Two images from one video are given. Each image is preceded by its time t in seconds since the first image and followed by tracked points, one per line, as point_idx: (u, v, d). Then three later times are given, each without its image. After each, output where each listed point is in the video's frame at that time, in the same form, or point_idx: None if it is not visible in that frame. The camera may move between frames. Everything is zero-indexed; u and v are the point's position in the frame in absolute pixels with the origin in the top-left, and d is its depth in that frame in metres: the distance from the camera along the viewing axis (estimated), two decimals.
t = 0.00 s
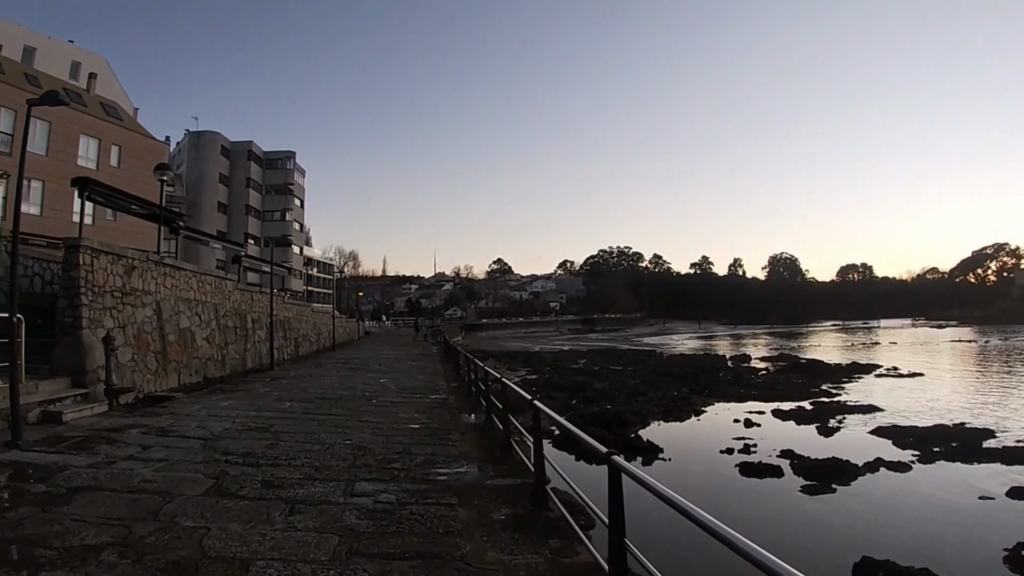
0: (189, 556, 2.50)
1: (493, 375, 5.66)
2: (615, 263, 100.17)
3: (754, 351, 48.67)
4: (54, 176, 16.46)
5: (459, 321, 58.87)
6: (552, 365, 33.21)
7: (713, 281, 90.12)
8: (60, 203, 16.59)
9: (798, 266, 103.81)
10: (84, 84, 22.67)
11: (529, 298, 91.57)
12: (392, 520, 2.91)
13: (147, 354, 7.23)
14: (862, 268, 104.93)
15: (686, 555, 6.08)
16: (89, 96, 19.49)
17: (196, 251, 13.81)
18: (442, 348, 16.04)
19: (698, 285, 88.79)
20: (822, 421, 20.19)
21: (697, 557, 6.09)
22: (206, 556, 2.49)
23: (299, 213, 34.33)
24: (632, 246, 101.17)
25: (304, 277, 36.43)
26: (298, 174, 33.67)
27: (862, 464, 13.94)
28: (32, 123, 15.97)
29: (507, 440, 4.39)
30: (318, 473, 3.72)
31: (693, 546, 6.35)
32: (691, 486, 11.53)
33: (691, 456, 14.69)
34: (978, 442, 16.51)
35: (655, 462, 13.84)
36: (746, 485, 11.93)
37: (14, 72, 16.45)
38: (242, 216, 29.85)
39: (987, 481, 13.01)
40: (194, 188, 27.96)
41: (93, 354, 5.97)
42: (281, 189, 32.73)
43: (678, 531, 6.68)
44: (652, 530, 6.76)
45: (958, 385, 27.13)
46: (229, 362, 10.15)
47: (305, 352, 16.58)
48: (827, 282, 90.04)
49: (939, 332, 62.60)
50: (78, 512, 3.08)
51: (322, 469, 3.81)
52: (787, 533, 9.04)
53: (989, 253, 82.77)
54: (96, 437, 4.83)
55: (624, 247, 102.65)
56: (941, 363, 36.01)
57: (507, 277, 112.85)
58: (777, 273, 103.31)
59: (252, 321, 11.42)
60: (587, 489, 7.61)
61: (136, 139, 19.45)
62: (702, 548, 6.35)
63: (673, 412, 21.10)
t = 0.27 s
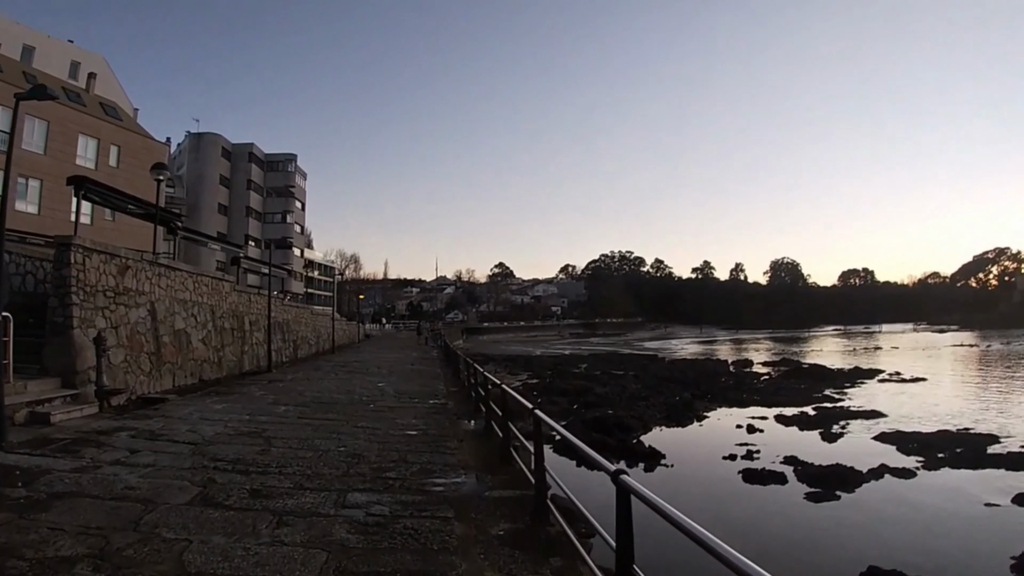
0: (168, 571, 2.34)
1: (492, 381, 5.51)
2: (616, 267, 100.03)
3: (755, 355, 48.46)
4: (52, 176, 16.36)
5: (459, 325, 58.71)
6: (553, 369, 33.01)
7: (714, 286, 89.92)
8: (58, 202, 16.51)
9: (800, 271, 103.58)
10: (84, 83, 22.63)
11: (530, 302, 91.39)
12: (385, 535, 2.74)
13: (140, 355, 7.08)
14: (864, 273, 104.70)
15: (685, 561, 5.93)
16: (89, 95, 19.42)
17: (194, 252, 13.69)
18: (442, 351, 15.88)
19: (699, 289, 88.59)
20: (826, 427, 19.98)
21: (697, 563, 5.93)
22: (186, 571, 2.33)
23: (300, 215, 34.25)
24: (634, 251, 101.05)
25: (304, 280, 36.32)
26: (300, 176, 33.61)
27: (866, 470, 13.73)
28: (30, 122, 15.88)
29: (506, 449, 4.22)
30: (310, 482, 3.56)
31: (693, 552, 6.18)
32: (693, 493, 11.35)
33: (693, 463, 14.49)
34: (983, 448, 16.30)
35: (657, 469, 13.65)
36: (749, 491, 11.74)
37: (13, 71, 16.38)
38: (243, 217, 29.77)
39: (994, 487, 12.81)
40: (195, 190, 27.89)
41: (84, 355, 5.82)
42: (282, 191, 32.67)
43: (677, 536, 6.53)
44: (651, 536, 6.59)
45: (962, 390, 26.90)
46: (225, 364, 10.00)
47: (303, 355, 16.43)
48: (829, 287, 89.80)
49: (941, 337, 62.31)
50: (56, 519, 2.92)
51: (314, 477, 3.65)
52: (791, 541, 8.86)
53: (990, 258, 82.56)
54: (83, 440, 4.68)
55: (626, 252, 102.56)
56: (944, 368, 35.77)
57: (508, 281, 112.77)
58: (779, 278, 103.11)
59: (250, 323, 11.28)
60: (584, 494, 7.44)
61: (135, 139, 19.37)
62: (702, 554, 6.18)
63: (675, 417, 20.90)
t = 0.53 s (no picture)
0: None
1: (497, 382, 5.36)
2: (621, 267, 99.71)
3: (761, 356, 48.13)
4: (55, 173, 16.34)
5: (464, 325, 58.60)
6: (557, 369, 32.84)
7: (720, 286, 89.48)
8: (61, 199, 16.49)
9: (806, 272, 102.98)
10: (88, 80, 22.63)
11: (535, 302, 91.19)
12: (384, 546, 2.61)
13: (140, 354, 6.98)
14: (871, 275, 103.97)
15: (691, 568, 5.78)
16: (93, 93, 19.42)
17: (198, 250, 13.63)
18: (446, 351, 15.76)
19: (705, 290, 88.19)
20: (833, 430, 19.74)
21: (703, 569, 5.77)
22: None
23: (305, 213, 34.22)
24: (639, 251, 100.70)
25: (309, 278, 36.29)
26: (305, 174, 33.57)
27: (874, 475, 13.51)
28: (33, 119, 15.87)
29: (512, 454, 4.08)
30: (308, 488, 3.42)
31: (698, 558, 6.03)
32: (698, 495, 11.18)
33: (699, 465, 14.31)
34: (993, 452, 16.04)
35: (662, 471, 13.48)
36: (755, 495, 11.55)
37: (17, 68, 16.38)
38: (248, 215, 29.75)
39: (1004, 493, 12.57)
40: (200, 188, 27.88)
41: (81, 354, 5.72)
42: (287, 189, 32.64)
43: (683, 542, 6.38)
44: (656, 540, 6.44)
45: (971, 393, 26.56)
46: (227, 363, 9.90)
47: (307, 354, 16.35)
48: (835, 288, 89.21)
49: (949, 339, 61.74)
50: (42, 526, 2.80)
51: (312, 482, 3.52)
52: (798, 546, 8.69)
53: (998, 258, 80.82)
54: (77, 441, 4.56)
55: (631, 252, 102.23)
56: (952, 370, 35.38)
57: (513, 281, 112.62)
58: (784, 279, 102.51)
59: (253, 321, 11.17)
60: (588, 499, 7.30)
61: (139, 136, 19.36)
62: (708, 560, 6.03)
63: (680, 419, 20.70)
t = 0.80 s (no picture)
0: None
1: (504, 377, 5.20)
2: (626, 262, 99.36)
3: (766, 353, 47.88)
4: (58, 166, 16.26)
5: (468, 319, 58.52)
6: (561, 364, 32.71)
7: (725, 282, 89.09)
8: (65, 193, 16.42)
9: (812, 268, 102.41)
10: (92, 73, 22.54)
11: (539, 297, 91.03)
12: (388, 551, 2.47)
13: (140, 348, 6.87)
14: (877, 272, 103.39)
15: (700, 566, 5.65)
16: (97, 86, 19.32)
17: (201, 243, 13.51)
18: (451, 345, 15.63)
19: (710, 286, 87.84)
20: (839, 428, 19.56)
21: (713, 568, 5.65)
22: None
23: (310, 207, 34.10)
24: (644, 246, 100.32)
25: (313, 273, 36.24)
26: (310, 168, 33.44)
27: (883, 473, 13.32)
28: (37, 113, 15.78)
29: (521, 451, 3.93)
30: (308, 487, 3.29)
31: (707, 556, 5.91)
32: (703, 493, 11.05)
33: (705, 462, 14.16)
34: (1003, 452, 15.83)
35: (667, 468, 13.34)
36: (762, 493, 11.39)
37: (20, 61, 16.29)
38: (253, 209, 29.66)
39: (1014, 494, 12.40)
40: (204, 181, 27.80)
41: (79, 349, 5.60)
42: (292, 183, 32.52)
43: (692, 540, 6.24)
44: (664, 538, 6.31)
45: (979, 392, 26.30)
46: (229, 358, 9.78)
47: (310, 348, 16.25)
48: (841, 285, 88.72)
49: (955, 337, 61.33)
50: (31, 527, 2.68)
51: (313, 482, 3.38)
52: (806, 544, 8.55)
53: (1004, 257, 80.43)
54: (73, 438, 4.45)
55: (636, 247, 101.85)
56: (959, 369, 35.08)
57: (518, 276, 112.45)
58: (790, 275, 102.00)
59: (256, 315, 11.06)
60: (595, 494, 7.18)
61: (143, 129, 19.28)
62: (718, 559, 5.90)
63: (685, 415, 20.55)
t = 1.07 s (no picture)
0: None
1: (507, 370, 5.05)
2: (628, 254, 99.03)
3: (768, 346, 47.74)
4: (57, 159, 16.11)
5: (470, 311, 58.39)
6: (564, 357, 32.59)
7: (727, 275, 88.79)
8: (64, 185, 16.28)
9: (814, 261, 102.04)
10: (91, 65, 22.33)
11: (541, 289, 90.89)
12: (389, 555, 2.35)
13: (137, 341, 6.75)
14: (880, 264, 103.00)
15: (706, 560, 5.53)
16: (96, 78, 19.12)
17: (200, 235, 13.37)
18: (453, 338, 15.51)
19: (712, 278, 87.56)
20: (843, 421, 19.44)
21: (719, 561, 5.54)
22: None
23: (311, 199, 33.91)
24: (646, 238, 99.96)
25: (314, 265, 36.09)
26: (311, 160, 33.22)
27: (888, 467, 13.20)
28: (35, 105, 15.61)
29: (525, 447, 3.79)
30: (306, 485, 3.16)
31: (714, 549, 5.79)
32: (708, 487, 10.94)
33: (710, 455, 14.05)
34: (1009, 447, 15.70)
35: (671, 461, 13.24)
36: (768, 486, 11.29)
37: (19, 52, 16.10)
38: (253, 201, 29.50)
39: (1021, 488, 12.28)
40: (205, 173, 27.63)
41: (75, 343, 5.48)
42: (292, 175, 32.32)
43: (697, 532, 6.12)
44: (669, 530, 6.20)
45: (983, 386, 26.16)
46: (229, 350, 9.67)
47: (311, 341, 16.14)
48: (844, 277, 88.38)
49: (958, 330, 61.11)
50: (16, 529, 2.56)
51: (311, 480, 3.26)
52: (811, 538, 8.45)
53: (1007, 252, 79.34)
54: (66, 434, 4.33)
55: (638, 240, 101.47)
56: (963, 363, 34.91)
57: (519, 268, 112.20)
58: (792, 268, 101.64)
59: (256, 307, 10.93)
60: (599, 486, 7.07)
61: (143, 121, 19.12)
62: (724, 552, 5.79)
63: (689, 408, 20.45)
